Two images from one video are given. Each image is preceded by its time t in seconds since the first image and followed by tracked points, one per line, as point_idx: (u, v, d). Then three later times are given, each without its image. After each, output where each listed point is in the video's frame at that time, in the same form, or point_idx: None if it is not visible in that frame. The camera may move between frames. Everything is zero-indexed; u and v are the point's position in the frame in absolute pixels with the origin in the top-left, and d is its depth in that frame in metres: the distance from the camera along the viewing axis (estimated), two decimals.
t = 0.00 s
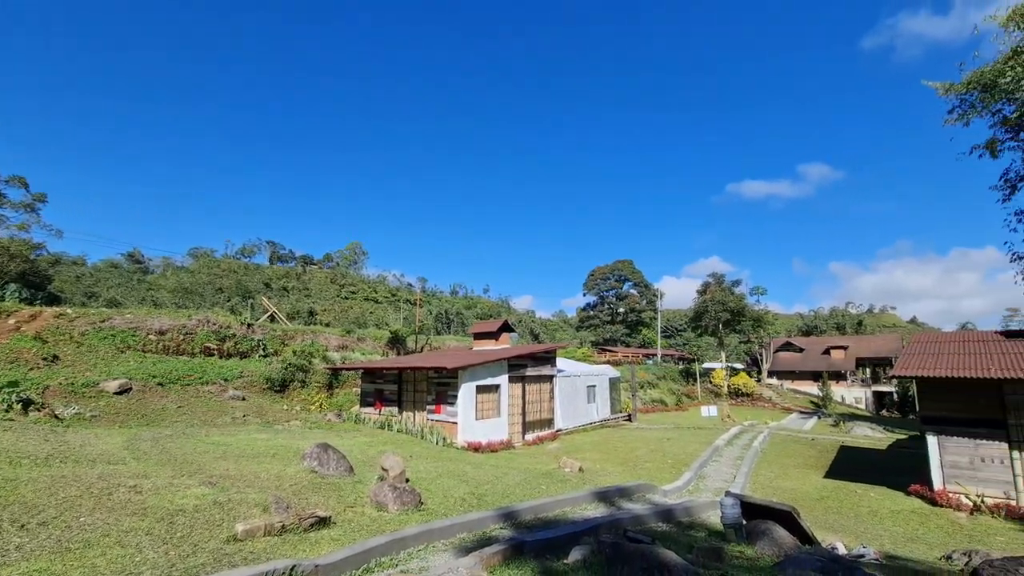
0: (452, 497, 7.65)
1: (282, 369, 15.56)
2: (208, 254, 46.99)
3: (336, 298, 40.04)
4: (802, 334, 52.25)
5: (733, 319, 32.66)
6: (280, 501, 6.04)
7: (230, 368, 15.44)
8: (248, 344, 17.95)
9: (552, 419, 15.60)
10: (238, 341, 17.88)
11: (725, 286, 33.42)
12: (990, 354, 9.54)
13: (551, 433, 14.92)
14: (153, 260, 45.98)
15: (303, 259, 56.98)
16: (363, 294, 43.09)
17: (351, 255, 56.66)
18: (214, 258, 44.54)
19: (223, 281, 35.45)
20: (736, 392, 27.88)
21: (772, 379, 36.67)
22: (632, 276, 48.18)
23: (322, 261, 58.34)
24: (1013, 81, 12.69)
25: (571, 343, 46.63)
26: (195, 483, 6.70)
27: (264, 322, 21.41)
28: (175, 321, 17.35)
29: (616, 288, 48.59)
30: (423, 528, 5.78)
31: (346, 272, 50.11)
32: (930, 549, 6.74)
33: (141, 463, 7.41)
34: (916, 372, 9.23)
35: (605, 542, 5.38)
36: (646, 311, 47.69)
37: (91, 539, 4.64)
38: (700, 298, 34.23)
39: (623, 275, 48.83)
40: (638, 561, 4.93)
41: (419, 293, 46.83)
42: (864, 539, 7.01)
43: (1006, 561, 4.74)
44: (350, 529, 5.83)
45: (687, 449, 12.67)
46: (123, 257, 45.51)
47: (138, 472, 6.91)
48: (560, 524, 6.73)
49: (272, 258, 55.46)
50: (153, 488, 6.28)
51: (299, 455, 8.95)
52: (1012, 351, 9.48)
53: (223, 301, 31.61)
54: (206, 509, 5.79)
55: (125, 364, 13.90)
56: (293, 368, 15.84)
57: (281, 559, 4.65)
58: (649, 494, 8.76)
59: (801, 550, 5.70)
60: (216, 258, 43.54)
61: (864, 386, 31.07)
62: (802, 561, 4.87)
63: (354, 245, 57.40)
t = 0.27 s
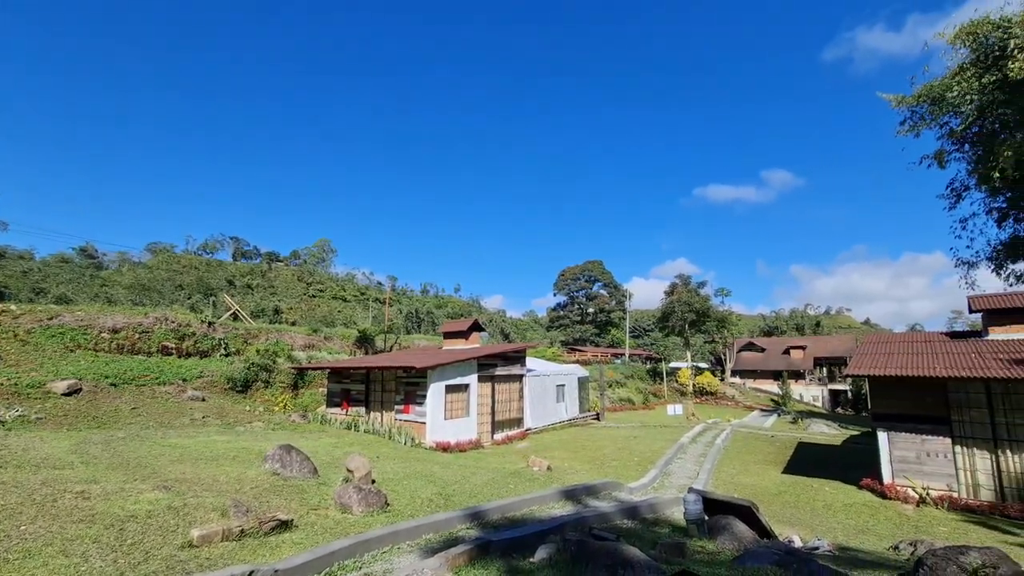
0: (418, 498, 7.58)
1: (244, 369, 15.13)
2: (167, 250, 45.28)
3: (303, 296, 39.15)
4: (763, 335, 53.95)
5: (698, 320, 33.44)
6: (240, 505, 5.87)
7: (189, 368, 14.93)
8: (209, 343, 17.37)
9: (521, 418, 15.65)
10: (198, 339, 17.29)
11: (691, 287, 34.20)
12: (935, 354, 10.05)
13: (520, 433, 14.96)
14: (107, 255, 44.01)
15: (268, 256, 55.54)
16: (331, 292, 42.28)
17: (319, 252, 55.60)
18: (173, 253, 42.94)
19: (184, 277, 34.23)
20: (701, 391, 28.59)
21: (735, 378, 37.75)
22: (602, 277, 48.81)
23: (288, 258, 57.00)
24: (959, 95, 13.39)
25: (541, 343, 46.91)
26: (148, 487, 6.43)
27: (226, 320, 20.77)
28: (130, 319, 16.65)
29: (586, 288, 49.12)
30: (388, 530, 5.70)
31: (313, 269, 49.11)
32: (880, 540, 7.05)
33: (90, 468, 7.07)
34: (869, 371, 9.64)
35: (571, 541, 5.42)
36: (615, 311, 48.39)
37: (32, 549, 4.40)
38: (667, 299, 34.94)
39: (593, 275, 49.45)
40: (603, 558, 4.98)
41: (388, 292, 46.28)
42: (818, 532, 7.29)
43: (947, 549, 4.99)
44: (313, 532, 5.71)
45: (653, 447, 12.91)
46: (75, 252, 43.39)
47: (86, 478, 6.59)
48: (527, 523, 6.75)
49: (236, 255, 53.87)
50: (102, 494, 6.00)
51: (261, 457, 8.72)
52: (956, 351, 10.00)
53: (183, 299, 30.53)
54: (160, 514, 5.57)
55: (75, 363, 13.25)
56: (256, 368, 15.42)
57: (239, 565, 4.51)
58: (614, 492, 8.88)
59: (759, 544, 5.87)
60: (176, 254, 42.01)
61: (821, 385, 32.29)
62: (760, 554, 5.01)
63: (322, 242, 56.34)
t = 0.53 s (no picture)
0: (379, 500, 7.47)
1: (196, 370, 14.52)
2: (112, 244, 42.92)
3: (261, 294, 37.87)
4: (720, 334, 55.78)
5: (658, 320, 34.26)
6: (189, 512, 5.62)
7: (135, 368, 14.21)
8: (158, 342, 16.55)
9: (484, 418, 15.63)
10: (146, 338, 16.46)
11: (652, 288, 34.99)
12: (877, 354, 10.64)
13: (483, 432, 14.94)
14: (45, 248, 41.34)
15: (224, 252, 53.48)
16: (290, 289, 41.07)
17: (277, 249, 54.01)
18: (120, 248, 40.75)
19: (131, 273, 32.54)
20: (661, 389, 29.30)
21: (693, 376, 38.88)
22: (566, 277, 49.32)
23: (245, 254, 55.04)
24: (899, 109, 14.19)
25: (506, 342, 47.00)
26: (89, 495, 6.08)
27: (176, 318, 19.86)
28: (70, 316, 15.69)
29: (550, 288, 49.52)
30: (347, 533, 5.58)
31: (272, 266, 47.60)
32: (825, 530, 7.40)
33: (23, 475, 6.62)
34: (817, 369, 10.10)
35: (533, 539, 5.45)
36: (578, 311, 48.99)
37: None
38: (629, 299, 35.61)
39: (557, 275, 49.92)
40: (564, 556, 5.04)
41: (350, 290, 45.36)
42: (769, 524, 7.60)
43: (886, 538, 5.30)
44: (268, 538, 5.54)
45: (614, 444, 13.14)
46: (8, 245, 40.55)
47: (18, 486, 6.17)
48: (489, 523, 6.75)
49: (189, 250, 51.62)
50: (36, 503, 5.63)
51: (213, 460, 8.39)
52: (896, 351, 10.61)
53: (130, 296, 29.03)
54: (101, 523, 5.27)
55: (8, 364, 12.38)
56: (209, 369, 14.83)
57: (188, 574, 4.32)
58: (576, 490, 8.99)
59: (714, 537, 6.07)
60: (122, 249, 39.87)
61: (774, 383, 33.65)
62: (715, 547, 5.18)
63: (281, 239, 54.76)
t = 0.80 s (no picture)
0: (343, 502, 7.32)
1: (149, 372, 13.89)
2: (57, 238, 40.57)
3: (219, 292, 36.54)
4: (683, 333, 57.25)
5: (624, 319, 34.86)
6: (141, 520, 5.37)
7: (82, 370, 13.47)
8: (107, 342, 15.73)
9: (451, 417, 15.55)
10: (94, 339, 15.62)
11: (618, 288, 35.55)
12: (829, 352, 11.12)
13: (450, 432, 14.86)
14: None
15: (179, 248, 51.34)
16: (250, 288, 39.78)
17: (237, 246, 52.33)
18: (65, 243, 38.55)
19: (77, 270, 30.85)
20: (626, 387, 29.83)
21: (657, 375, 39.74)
22: (534, 277, 49.57)
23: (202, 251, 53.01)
24: (851, 119, 14.78)
25: (473, 342, 46.89)
26: (30, 505, 5.73)
27: (127, 318, 18.93)
28: (9, 316, 14.74)
29: (517, 287, 49.64)
30: (309, 537, 5.45)
31: (231, 264, 46.03)
32: (781, 521, 7.70)
33: None
34: (774, 367, 10.48)
35: (500, 538, 5.46)
36: (545, 310, 49.32)
37: None
38: (595, 299, 36.08)
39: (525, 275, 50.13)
40: (530, 554, 5.06)
41: (314, 289, 44.30)
42: (728, 517, 7.85)
43: (837, 527, 5.56)
44: (226, 544, 5.35)
45: (580, 442, 13.29)
46: None
47: None
48: (455, 523, 6.72)
49: (141, 246, 49.33)
50: None
51: (168, 466, 8.05)
52: (847, 348, 11.12)
53: (76, 294, 27.51)
54: (43, 535, 4.98)
55: None
56: (163, 370, 14.21)
57: None
58: (543, 488, 9.06)
59: (676, 531, 6.22)
60: (68, 244, 37.72)
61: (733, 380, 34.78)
62: (677, 541, 5.32)
63: (241, 236, 53.06)
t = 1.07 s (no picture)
0: (307, 503, 7.18)
1: (100, 369, 13.26)
2: None
3: (177, 287, 35.15)
4: (649, 334, 58.38)
5: (592, 319, 35.28)
6: (89, 524, 5.13)
7: (26, 367, 12.74)
8: (54, 337, 14.92)
9: (419, 416, 15.42)
10: (39, 334, 14.79)
11: (587, 288, 35.97)
12: (787, 352, 11.56)
13: (418, 431, 14.74)
14: None
15: (135, 240, 49.18)
16: (211, 282, 38.40)
17: (197, 239, 50.59)
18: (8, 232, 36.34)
19: (21, 261, 29.14)
20: (593, 386, 30.21)
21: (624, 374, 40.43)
22: (504, 276, 49.64)
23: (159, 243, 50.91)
24: (811, 128, 15.48)
25: (442, 340, 46.61)
26: None
27: (76, 312, 18.01)
28: None
29: (487, 286, 49.57)
30: (270, 540, 5.32)
31: (190, 257, 44.34)
32: (740, 517, 7.96)
33: None
34: (736, 367, 10.82)
35: (467, 537, 5.45)
36: (515, 309, 49.47)
37: None
38: (565, 299, 36.40)
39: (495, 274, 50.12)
40: (496, 552, 5.08)
41: (279, 285, 43.17)
42: (690, 513, 8.06)
43: (793, 521, 5.78)
44: (181, 548, 5.17)
45: (548, 441, 13.39)
46: None
47: None
48: (422, 523, 6.67)
49: (93, 237, 47.02)
50: None
51: (119, 467, 7.70)
52: (804, 350, 11.58)
53: (20, 286, 26.00)
54: None
55: None
56: (116, 367, 13.59)
57: None
58: (510, 486, 9.09)
59: (640, 528, 6.35)
60: (12, 233, 35.58)
61: (697, 379, 35.67)
62: (641, 537, 5.42)
63: (202, 229, 51.22)
